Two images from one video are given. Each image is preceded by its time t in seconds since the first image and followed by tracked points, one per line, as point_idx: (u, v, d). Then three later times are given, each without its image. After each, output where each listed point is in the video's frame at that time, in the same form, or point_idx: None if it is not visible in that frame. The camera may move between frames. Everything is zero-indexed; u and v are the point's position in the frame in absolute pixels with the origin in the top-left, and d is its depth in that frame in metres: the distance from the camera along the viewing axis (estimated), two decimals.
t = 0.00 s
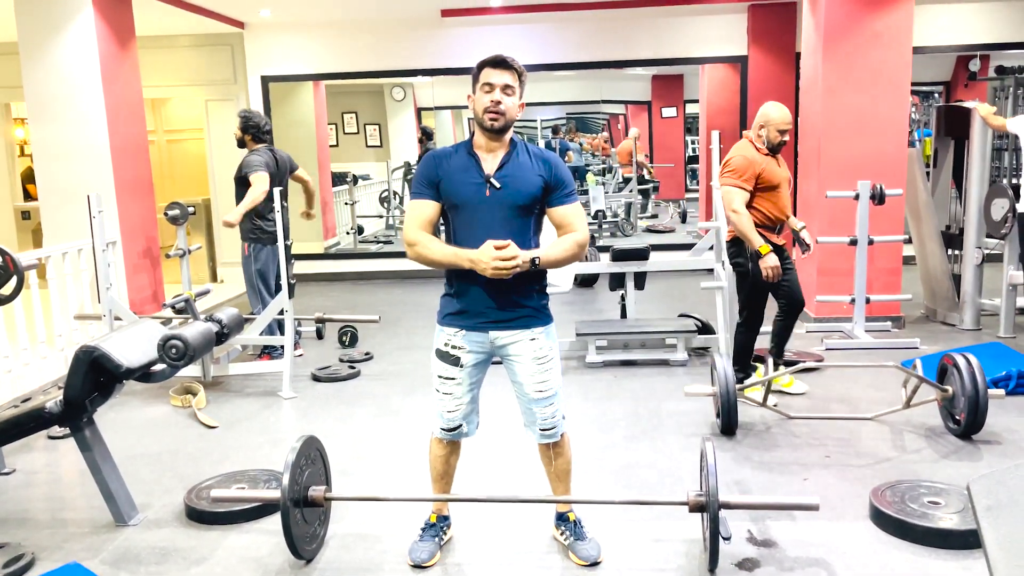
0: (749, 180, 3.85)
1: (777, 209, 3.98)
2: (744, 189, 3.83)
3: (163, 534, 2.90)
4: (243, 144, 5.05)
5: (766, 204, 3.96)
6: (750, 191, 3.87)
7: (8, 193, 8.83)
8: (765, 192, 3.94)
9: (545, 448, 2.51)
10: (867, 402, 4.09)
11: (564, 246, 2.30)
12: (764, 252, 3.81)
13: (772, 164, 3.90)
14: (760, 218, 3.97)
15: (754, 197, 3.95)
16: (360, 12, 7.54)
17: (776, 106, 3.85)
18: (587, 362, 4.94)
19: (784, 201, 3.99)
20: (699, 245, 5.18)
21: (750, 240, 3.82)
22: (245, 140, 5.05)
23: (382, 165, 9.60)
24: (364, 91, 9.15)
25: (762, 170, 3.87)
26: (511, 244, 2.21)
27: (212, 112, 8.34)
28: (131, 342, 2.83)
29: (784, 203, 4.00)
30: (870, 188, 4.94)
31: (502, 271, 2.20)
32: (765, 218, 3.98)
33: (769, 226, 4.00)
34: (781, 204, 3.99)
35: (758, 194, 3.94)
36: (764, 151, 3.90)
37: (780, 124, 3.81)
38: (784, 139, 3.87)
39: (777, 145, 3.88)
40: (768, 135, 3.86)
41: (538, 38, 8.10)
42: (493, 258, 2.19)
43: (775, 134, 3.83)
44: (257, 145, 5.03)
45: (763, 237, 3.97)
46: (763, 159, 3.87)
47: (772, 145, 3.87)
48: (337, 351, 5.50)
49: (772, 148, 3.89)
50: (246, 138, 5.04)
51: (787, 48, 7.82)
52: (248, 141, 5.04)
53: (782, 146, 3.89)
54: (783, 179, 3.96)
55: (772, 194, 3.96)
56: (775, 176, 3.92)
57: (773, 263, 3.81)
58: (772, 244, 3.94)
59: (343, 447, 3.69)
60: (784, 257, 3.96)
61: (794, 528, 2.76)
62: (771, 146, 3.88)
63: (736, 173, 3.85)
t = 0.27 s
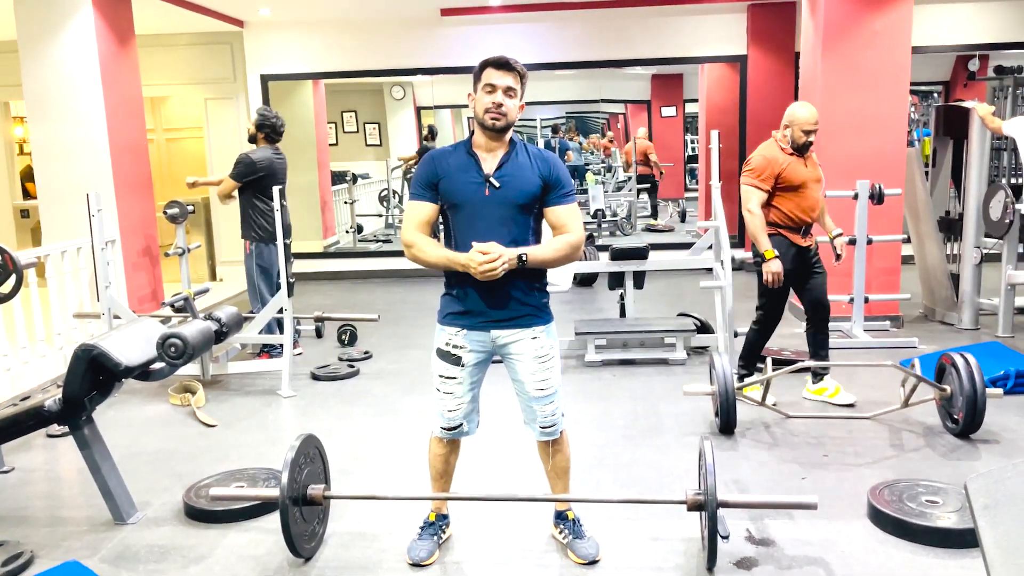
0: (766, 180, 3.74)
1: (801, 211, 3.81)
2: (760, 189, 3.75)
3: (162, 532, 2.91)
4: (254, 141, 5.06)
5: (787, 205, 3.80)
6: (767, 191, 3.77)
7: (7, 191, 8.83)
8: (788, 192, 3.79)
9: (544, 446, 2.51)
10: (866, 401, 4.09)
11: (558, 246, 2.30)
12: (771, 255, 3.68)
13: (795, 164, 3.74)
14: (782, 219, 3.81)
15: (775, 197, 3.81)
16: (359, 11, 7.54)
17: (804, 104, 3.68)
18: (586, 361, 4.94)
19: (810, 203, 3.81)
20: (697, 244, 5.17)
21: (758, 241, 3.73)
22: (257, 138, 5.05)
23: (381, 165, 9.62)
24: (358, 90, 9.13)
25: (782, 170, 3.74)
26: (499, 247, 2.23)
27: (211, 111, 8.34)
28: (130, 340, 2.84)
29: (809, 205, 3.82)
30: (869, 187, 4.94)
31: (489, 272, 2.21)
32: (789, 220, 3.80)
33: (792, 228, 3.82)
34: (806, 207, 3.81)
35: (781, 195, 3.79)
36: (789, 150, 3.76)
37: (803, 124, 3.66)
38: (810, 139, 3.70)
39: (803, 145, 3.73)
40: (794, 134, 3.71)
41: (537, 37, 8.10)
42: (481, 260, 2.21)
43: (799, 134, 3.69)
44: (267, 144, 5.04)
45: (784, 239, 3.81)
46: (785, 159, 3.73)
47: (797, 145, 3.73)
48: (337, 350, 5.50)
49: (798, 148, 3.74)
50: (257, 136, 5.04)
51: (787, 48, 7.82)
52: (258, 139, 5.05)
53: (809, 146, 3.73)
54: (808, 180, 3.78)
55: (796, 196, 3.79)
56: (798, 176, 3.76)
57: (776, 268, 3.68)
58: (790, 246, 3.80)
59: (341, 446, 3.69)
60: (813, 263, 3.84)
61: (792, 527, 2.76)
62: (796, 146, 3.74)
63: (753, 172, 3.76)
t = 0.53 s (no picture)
0: (776, 175, 3.76)
1: (816, 208, 3.75)
2: (769, 184, 3.77)
3: (163, 530, 2.91)
4: (253, 140, 5.06)
5: (799, 201, 3.78)
6: (777, 186, 3.78)
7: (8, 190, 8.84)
8: (801, 189, 3.76)
9: (544, 444, 2.52)
10: (865, 401, 4.09)
11: (558, 246, 2.31)
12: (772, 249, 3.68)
13: (807, 160, 3.70)
14: (796, 214, 3.80)
15: (789, 193, 3.80)
16: (361, 10, 7.55)
17: (826, 101, 3.59)
18: (586, 361, 4.94)
19: (827, 201, 3.74)
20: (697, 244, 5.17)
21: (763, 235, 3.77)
22: (256, 137, 5.05)
23: (382, 164, 9.66)
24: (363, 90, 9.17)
25: (793, 166, 3.72)
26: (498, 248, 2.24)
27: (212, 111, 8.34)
28: (131, 339, 2.84)
29: (827, 203, 3.74)
30: (869, 187, 4.94)
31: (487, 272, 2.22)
32: (802, 216, 3.78)
33: (807, 225, 3.78)
34: (823, 204, 3.74)
35: (794, 190, 3.77)
36: (806, 146, 3.74)
37: (818, 120, 3.61)
38: (826, 137, 3.63)
39: (820, 142, 3.67)
40: (811, 130, 3.67)
41: (538, 36, 8.10)
42: (480, 261, 2.22)
43: (815, 131, 3.64)
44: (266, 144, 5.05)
45: (797, 234, 3.80)
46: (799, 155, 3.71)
47: (814, 142, 3.68)
48: (337, 349, 5.51)
49: (815, 145, 3.68)
50: (256, 135, 5.04)
51: (787, 47, 7.82)
52: (258, 138, 5.04)
53: (826, 143, 3.66)
54: (823, 177, 3.72)
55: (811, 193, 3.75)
56: (811, 173, 3.72)
57: (782, 262, 3.61)
58: (808, 242, 3.78)
59: (341, 445, 3.70)
60: (835, 262, 3.80)
61: (791, 526, 2.77)
62: (813, 142, 3.69)
63: (764, 166, 3.80)
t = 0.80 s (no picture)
0: (781, 177, 3.73)
1: (823, 211, 3.68)
2: (774, 187, 3.74)
3: (164, 529, 2.92)
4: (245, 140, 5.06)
5: (806, 204, 3.72)
6: (783, 189, 3.74)
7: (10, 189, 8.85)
8: (808, 191, 3.70)
9: (545, 444, 2.52)
10: (866, 401, 4.09)
11: (560, 247, 2.31)
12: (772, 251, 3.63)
13: (812, 163, 3.65)
14: (803, 216, 3.73)
15: (797, 195, 3.75)
16: (362, 10, 7.55)
17: (835, 103, 3.56)
18: (587, 361, 4.94)
19: (835, 204, 3.66)
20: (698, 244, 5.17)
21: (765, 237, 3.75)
22: (247, 137, 5.07)
23: (383, 164, 9.71)
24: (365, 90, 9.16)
25: (798, 168, 3.68)
26: (498, 248, 2.24)
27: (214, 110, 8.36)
28: (132, 338, 2.85)
29: (835, 206, 3.66)
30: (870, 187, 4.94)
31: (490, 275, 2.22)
32: (809, 218, 3.71)
33: (817, 227, 3.70)
34: (831, 207, 3.67)
35: (800, 192, 3.72)
36: (813, 149, 3.68)
37: (825, 122, 3.56)
38: (834, 140, 3.57)
39: (828, 145, 3.61)
40: (819, 133, 3.62)
41: (539, 36, 8.10)
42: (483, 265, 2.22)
43: (821, 133, 3.59)
44: (258, 143, 5.05)
45: (806, 235, 3.72)
46: (805, 158, 3.66)
47: (821, 144, 3.62)
48: (338, 349, 5.51)
49: (823, 147, 3.63)
50: (247, 135, 5.05)
51: (789, 47, 7.82)
52: (250, 138, 5.06)
53: (834, 146, 3.60)
54: (830, 180, 3.65)
55: (818, 195, 3.69)
56: (816, 176, 3.66)
57: (778, 267, 3.56)
58: (816, 243, 3.70)
59: (342, 444, 3.70)
60: (846, 265, 3.70)
61: (791, 526, 2.77)
62: (820, 145, 3.63)
63: (769, 169, 3.77)
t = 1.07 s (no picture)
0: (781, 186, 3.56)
1: (827, 220, 3.50)
2: (774, 196, 3.58)
3: (165, 529, 2.92)
4: (255, 139, 5.08)
5: (808, 212, 3.54)
6: (784, 199, 3.57)
7: (11, 189, 8.87)
8: (811, 199, 3.53)
9: (546, 445, 2.52)
10: (866, 402, 4.10)
11: (562, 247, 2.31)
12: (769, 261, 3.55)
13: (814, 171, 3.49)
14: (806, 225, 3.56)
15: (800, 203, 3.58)
16: (363, 10, 7.56)
17: (836, 108, 3.37)
18: (587, 361, 4.95)
19: (840, 212, 3.49)
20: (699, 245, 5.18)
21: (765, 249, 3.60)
22: (259, 137, 5.08)
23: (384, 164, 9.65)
24: (366, 90, 9.17)
25: (799, 177, 3.51)
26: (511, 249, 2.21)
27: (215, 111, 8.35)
28: (134, 338, 2.85)
29: (839, 215, 3.49)
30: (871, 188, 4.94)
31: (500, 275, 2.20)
32: (812, 227, 3.53)
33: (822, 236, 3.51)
34: (836, 215, 3.49)
35: (803, 200, 3.55)
36: (814, 156, 3.51)
37: (825, 129, 3.37)
38: (836, 146, 3.40)
39: (829, 152, 3.44)
40: (820, 140, 3.45)
41: (540, 37, 8.11)
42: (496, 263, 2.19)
43: (822, 140, 3.41)
44: (269, 143, 5.07)
45: (811, 244, 3.53)
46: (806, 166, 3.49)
47: (822, 151, 3.45)
48: (339, 349, 5.51)
49: (824, 155, 3.46)
50: (259, 134, 5.07)
51: (790, 48, 7.81)
52: (261, 137, 5.07)
53: (835, 153, 3.43)
54: (833, 188, 3.48)
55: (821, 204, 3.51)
56: (819, 184, 3.49)
57: (767, 279, 3.54)
58: (821, 253, 3.50)
59: (343, 444, 3.70)
60: (852, 275, 3.52)
61: (792, 527, 2.77)
62: (821, 152, 3.47)
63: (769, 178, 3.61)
